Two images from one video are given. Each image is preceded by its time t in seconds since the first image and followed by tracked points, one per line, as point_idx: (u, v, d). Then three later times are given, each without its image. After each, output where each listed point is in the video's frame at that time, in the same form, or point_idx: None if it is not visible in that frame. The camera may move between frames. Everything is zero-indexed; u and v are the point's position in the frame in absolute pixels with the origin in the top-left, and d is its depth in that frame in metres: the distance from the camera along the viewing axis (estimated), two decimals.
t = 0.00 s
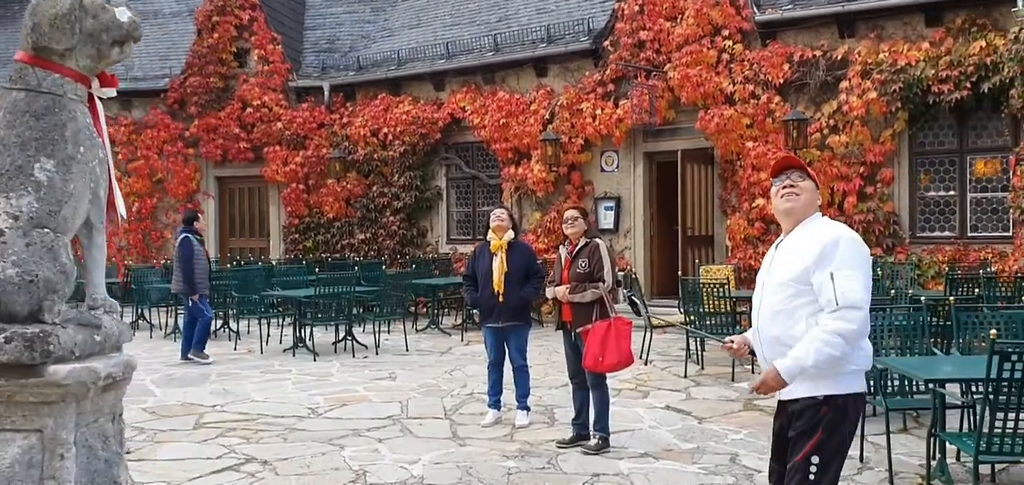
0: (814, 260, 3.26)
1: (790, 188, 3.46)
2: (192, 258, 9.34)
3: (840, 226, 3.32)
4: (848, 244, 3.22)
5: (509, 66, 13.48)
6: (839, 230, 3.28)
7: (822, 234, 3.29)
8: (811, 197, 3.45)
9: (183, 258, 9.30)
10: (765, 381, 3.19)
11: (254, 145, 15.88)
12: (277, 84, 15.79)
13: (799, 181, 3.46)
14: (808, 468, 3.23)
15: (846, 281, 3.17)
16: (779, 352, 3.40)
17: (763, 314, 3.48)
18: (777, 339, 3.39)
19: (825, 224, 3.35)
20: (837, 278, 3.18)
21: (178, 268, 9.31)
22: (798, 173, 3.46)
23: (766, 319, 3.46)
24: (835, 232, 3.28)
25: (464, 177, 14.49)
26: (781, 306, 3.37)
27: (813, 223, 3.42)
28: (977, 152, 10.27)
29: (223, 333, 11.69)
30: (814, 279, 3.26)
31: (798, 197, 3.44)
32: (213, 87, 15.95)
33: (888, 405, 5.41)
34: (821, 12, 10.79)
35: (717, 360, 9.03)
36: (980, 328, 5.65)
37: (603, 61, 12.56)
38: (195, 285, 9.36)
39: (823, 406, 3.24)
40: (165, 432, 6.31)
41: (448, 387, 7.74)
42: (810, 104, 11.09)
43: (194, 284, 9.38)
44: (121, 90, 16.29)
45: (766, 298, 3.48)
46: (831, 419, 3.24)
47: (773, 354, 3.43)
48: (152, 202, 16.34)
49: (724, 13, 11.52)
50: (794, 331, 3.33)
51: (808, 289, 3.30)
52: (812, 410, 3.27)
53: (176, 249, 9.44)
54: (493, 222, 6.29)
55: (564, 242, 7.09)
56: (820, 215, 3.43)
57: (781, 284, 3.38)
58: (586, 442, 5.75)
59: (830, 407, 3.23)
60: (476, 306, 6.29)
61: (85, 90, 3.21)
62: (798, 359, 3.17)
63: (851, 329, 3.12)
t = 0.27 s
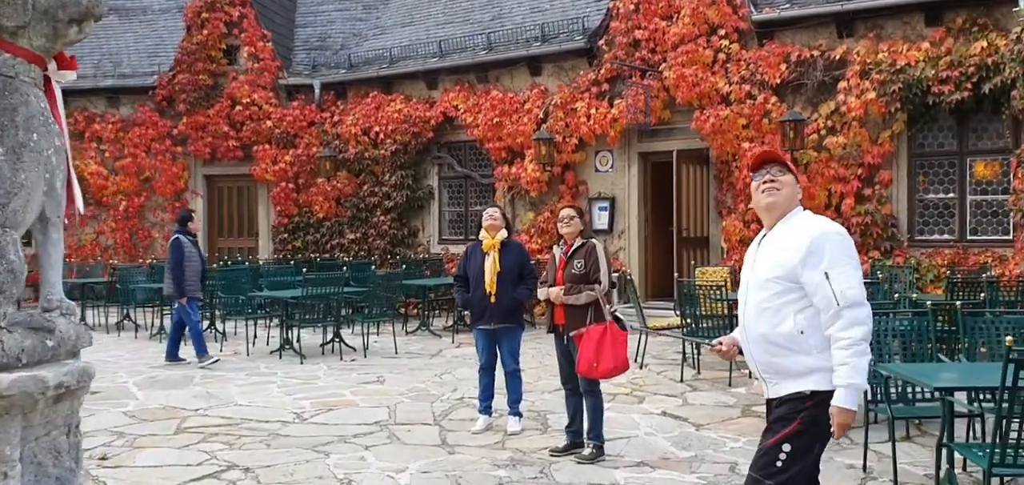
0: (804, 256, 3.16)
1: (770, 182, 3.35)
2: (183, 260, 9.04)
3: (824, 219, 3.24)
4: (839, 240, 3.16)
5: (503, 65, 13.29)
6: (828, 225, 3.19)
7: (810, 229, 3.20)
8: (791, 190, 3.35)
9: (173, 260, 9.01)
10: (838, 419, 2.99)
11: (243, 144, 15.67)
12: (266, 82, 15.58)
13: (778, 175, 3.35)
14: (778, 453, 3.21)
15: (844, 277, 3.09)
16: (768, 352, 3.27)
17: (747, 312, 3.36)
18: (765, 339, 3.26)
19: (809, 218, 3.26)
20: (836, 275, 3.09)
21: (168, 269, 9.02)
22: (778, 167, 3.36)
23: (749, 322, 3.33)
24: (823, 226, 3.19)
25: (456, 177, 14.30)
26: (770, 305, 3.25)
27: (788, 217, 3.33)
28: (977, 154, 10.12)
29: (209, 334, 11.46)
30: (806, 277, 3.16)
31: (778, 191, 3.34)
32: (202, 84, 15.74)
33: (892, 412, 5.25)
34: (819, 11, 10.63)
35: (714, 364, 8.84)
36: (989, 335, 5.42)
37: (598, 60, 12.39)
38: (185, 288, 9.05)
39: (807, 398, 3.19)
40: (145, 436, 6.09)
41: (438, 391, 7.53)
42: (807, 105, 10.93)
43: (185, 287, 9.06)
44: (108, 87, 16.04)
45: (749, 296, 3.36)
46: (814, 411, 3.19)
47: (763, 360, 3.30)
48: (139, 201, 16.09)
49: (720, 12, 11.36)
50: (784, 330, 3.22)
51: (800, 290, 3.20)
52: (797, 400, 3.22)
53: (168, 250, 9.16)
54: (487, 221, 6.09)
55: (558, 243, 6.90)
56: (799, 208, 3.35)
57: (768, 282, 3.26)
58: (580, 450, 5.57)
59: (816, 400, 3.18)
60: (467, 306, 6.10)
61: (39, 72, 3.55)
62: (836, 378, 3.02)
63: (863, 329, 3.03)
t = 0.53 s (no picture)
0: (789, 265, 3.01)
1: (751, 186, 3.20)
2: (184, 262, 8.80)
3: (807, 225, 3.10)
4: (825, 246, 3.02)
5: (500, 62, 13.09)
6: (811, 231, 3.05)
7: (792, 236, 3.05)
8: (772, 194, 3.20)
9: (174, 262, 8.77)
10: (866, 433, 2.80)
11: (237, 143, 15.46)
12: (261, 79, 15.37)
13: (759, 178, 3.20)
14: (757, 467, 3.07)
15: (834, 285, 2.94)
16: (752, 366, 3.11)
17: (728, 323, 3.20)
18: (750, 351, 3.11)
19: (791, 224, 3.11)
20: (824, 284, 2.95)
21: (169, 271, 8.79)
22: (759, 169, 3.21)
23: (734, 336, 3.17)
24: (808, 233, 3.05)
25: (453, 176, 14.10)
26: (754, 316, 3.10)
27: (769, 224, 3.18)
28: (984, 152, 9.93)
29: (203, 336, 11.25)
30: (791, 287, 3.01)
31: (760, 195, 3.19)
32: (195, 82, 15.52)
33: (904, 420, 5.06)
34: (823, 7, 10.43)
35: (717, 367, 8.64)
36: (1005, 338, 5.18)
37: (597, 57, 12.19)
38: (187, 290, 8.80)
39: (784, 411, 3.05)
40: (130, 444, 5.88)
41: (434, 396, 7.32)
42: (811, 102, 10.74)
43: (187, 290, 8.82)
44: (100, 85, 15.83)
45: (731, 306, 3.20)
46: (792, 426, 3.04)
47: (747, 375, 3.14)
48: (132, 200, 15.88)
49: (722, 7, 11.15)
50: (769, 343, 3.06)
51: (786, 301, 3.04)
52: (775, 414, 3.08)
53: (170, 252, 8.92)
54: (482, 221, 5.88)
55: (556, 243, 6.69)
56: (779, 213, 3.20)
57: (751, 292, 3.11)
58: (581, 458, 5.37)
59: (794, 413, 3.03)
60: (464, 310, 5.88)
61: None
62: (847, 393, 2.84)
63: (861, 340, 2.88)
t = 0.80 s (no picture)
0: (776, 253, 2.94)
1: (741, 172, 3.12)
2: (186, 256, 8.59)
3: (800, 213, 3.02)
4: (816, 237, 2.93)
5: (499, 56, 12.90)
6: (803, 219, 2.97)
7: (783, 224, 2.97)
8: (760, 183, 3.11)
9: (176, 256, 8.56)
10: (772, 416, 2.83)
11: (233, 138, 15.26)
12: (256, 74, 15.17)
13: (751, 165, 3.12)
14: (763, 473, 2.96)
15: (819, 276, 2.87)
16: (736, 352, 3.05)
17: (716, 309, 3.14)
18: (734, 338, 3.05)
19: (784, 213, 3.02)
20: (807, 273, 2.87)
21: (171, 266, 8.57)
22: (751, 155, 3.12)
23: (718, 323, 3.11)
24: (800, 222, 2.96)
25: (451, 172, 13.90)
26: (738, 302, 3.04)
27: (762, 210, 3.10)
28: (992, 147, 9.74)
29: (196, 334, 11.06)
30: (777, 274, 2.94)
31: (750, 182, 3.10)
32: (190, 77, 15.32)
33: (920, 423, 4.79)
34: None
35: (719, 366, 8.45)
36: None
37: (597, 51, 12.00)
38: (190, 285, 8.58)
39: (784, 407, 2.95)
40: (115, 447, 5.70)
41: (430, 396, 7.13)
42: (815, 96, 10.56)
43: (189, 285, 8.59)
44: (93, 79, 15.62)
45: (718, 292, 3.14)
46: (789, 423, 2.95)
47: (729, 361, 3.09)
48: (125, 197, 15.68)
49: None
50: (753, 330, 3.00)
51: (771, 289, 2.97)
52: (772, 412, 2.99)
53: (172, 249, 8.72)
54: (479, 217, 5.65)
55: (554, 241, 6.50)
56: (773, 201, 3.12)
57: (738, 278, 3.05)
58: (582, 462, 5.19)
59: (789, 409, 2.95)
60: (461, 309, 5.66)
61: None
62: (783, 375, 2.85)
63: (830, 332, 2.82)
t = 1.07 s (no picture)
0: (772, 260, 2.86)
1: (726, 181, 3.02)
2: (193, 259, 8.29)
3: (789, 219, 2.95)
4: (808, 242, 2.87)
5: (498, 54, 12.70)
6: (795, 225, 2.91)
7: (776, 230, 2.90)
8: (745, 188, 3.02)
9: (183, 258, 8.26)
10: (760, 412, 2.75)
11: (229, 136, 15.07)
12: (253, 72, 14.98)
13: (735, 172, 3.02)
14: None
15: (816, 282, 2.81)
16: (733, 362, 2.95)
17: (707, 319, 3.03)
18: (730, 348, 2.95)
19: (773, 220, 2.95)
20: (804, 279, 2.81)
21: (177, 269, 8.29)
22: (734, 163, 3.03)
23: (712, 333, 3.01)
24: (793, 228, 2.89)
25: (449, 171, 13.71)
26: (733, 311, 2.94)
27: (750, 217, 3.01)
28: (1000, 147, 9.55)
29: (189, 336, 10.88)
30: (774, 282, 2.86)
31: (736, 189, 3.01)
32: (185, 74, 15.13)
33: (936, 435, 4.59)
34: None
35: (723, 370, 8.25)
36: None
37: (598, 48, 11.80)
38: (197, 288, 8.30)
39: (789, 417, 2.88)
40: (100, 456, 5.51)
41: (426, 402, 6.94)
42: (820, 95, 10.37)
43: (197, 288, 8.31)
44: (88, 77, 15.43)
45: (709, 302, 3.03)
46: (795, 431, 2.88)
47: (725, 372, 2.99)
48: (120, 196, 15.50)
49: None
50: (752, 340, 2.90)
51: (766, 296, 2.89)
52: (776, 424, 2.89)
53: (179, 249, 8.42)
54: (478, 217, 5.44)
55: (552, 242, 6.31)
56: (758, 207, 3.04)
57: (731, 287, 2.95)
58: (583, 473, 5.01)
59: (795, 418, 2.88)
60: (458, 313, 5.45)
61: None
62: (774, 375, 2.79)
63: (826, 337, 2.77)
